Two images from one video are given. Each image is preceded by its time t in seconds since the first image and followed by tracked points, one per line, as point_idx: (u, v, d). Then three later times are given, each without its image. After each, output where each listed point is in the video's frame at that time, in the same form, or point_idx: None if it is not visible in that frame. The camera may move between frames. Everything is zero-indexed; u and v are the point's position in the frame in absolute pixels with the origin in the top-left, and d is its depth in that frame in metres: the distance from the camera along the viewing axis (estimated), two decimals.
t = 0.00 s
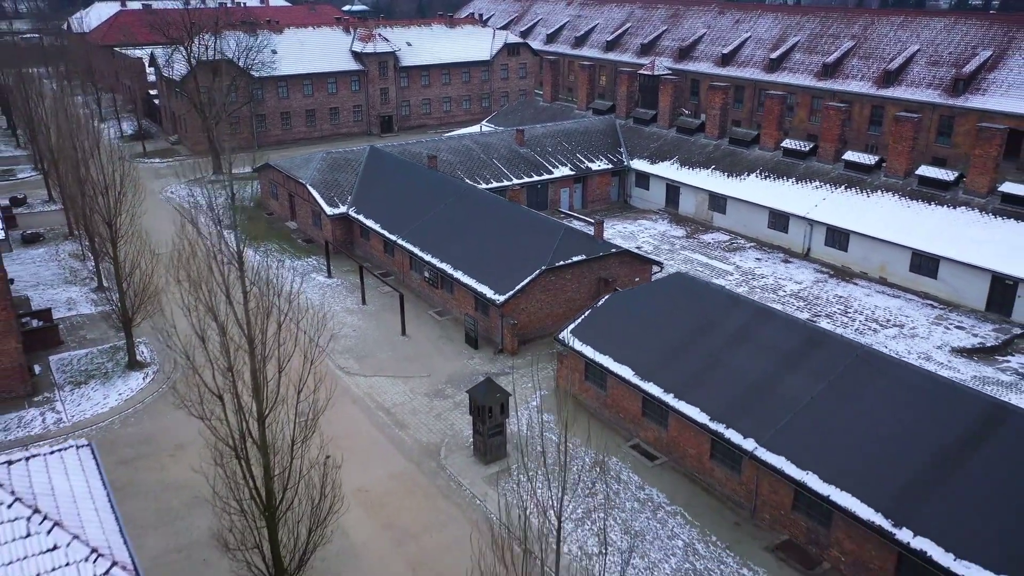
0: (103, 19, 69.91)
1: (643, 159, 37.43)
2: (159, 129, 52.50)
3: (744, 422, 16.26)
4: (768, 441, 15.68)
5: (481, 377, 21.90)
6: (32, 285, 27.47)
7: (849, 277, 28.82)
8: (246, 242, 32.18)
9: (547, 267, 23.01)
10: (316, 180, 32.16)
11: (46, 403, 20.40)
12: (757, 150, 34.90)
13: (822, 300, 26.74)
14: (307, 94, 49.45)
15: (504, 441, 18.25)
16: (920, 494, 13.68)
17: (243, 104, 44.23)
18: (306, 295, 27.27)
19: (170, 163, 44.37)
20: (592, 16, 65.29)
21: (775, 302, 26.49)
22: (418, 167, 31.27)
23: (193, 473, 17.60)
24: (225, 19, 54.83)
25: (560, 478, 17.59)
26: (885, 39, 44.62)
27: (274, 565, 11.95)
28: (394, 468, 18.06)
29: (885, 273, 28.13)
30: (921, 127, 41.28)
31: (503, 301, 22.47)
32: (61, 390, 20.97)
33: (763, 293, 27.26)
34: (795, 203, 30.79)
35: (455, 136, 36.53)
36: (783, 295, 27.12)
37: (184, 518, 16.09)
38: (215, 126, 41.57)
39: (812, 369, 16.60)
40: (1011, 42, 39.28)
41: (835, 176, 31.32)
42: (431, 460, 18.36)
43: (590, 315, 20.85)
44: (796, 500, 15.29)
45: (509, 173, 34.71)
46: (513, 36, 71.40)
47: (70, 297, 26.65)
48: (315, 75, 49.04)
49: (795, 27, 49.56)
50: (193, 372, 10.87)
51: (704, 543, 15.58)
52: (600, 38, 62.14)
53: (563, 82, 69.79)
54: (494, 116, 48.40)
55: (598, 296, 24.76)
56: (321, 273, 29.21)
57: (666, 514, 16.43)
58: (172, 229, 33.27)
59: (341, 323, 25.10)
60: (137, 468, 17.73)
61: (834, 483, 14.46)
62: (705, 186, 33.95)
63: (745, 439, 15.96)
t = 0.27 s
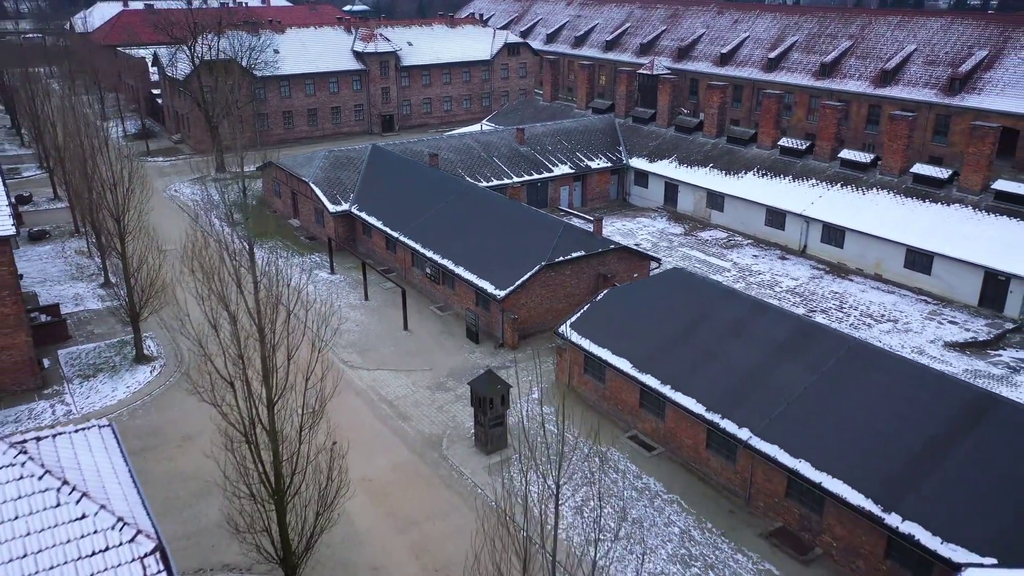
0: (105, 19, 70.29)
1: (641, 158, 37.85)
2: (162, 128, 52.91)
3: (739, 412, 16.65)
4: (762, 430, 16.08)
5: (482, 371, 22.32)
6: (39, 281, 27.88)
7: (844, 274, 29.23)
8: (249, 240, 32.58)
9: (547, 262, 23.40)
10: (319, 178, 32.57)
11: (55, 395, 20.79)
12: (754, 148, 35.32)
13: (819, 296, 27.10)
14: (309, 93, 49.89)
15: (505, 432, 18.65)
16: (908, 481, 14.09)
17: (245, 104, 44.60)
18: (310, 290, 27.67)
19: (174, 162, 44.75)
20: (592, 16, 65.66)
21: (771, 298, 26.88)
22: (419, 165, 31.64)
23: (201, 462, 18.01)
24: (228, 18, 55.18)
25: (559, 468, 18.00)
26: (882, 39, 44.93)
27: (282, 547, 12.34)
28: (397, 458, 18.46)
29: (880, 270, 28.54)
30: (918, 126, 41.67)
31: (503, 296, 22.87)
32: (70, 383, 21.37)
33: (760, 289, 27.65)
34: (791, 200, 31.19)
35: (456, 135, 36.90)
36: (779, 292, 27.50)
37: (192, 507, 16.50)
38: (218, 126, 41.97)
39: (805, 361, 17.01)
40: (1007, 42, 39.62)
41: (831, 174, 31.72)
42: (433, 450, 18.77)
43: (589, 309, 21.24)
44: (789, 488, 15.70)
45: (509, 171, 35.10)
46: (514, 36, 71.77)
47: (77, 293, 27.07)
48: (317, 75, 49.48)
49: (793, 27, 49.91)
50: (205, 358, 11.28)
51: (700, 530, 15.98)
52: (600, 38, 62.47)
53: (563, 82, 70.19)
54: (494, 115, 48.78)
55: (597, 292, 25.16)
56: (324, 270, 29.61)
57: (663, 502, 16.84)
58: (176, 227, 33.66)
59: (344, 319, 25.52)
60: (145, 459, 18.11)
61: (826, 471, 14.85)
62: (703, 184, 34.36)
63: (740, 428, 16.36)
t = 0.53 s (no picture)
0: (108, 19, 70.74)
1: (640, 156, 38.33)
2: (165, 127, 53.38)
3: (733, 401, 17.12)
4: (756, 419, 16.55)
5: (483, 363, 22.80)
6: (48, 277, 28.36)
7: (839, 270, 29.71)
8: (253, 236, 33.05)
9: (546, 258, 23.87)
10: (322, 176, 33.05)
11: (66, 387, 21.27)
12: (751, 147, 35.80)
13: (814, 291, 27.57)
14: (311, 93, 50.37)
15: (505, 422, 19.14)
16: (896, 466, 14.57)
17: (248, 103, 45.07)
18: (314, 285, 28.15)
19: (177, 160, 45.20)
20: (591, 16, 66.10)
21: (767, 294, 27.35)
22: (421, 163, 32.10)
23: (210, 451, 18.49)
24: (230, 18, 55.61)
25: (559, 457, 18.49)
26: (879, 39, 45.32)
27: (291, 528, 12.79)
28: (400, 447, 18.94)
29: (875, 266, 29.02)
30: (914, 126, 42.15)
31: (504, 291, 23.35)
32: (80, 375, 21.85)
33: (756, 285, 28.11)
34: (787, 198, 31.67)
35: (458, 133, 37.36)
36: (775, 287, 27.97)
37: (202, 493, 16.98)
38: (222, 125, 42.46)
39: (797, 352, 17.49)
40: (1002, 42, 40.06)
41: (827, 171, 32.21)
42: (436, 440, 19.24)
43: (588, 303, 21.72)
44: (782, 474, 16.18)
45: (510, 169, 35.56)
46: (514, 36, 72.21)
47: (85, 288, 27.55)
48: (319, 74, 49.96)
49: (791, 27, 50.33)
50: (219, 344, 11.76)
51: (695, 515, 16.46)
52: (600, 37, 62.90)
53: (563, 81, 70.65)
54: (495, 114, 49.23)
55: (595, 287, 25.65)
56: (327, 266, 30.10)
57: (659, 489, 17.31)
58: (181, 224, 34.13)
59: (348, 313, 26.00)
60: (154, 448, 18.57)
61: (817, 457, 15.32)
62: (700, 182, 34.83)
63: (734, 417, 16.83)
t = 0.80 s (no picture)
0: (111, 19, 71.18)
1: (639, 154, 38.79)
2: (169, 126, 53.85)
3: (728, 391, 17.57)
4: (750, 408, 17.01)
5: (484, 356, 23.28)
6: (56, 273, 28.83)
7: (835, 266, 30.17)
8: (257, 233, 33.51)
9: (546, 253, 24.33)
10: (325, 174, 33.51)
11: (75, 379, 21.73)
12: (748, 145, 36.27)
13: (810, 287, 28.03)
14: (313, 92, 50.84)
15: (506, 412, 19.61)
16: (884, 452, 15.04)
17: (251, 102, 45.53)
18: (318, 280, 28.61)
19: (181, 159, 45.64)
20: (591, 16, 66.56)
21: (764, 289, 27.81)
22: (423, 161, 32.55)
23: (218, 440, 18.95)
24: (233, 18, 56.03)
25: (558, 446, 18.95)
26: (876, 39, 45.72)
27: (299, 510, 13.20)
28: (403, 437, 19.41)
29: (869, 262, 29.49)
30: (910, 125, 42.62)
31: (505, 286, 23.80)
32: (89, 367, 22.32)
33: (753, 281, 28.58)
34: (784, 195, 32.13)
35: (459, 131, 37.80)
36: (771, 283, 28.44)
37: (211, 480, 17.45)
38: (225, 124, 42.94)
39: (791, 343, 17.95)
40: (997, 41, 40.48)
41: (823, 169, 32.67)
42: (438, 430, 19.71)
43: (586, 297, 22.16)
44: (774, 461, 16.65)
45: (510, 167, 36.01)
46: (514, 35, 72.67)
47: (92, 284, 28.03)
48: (322, 74, 50.46)
49: (789, 27, 50.76)
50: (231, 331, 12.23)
51: (690, 502, 16.92)
52: (600, 37, 63.35)
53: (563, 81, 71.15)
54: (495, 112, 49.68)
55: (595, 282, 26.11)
56: (330, 262, 30.57)
57: (656, 476, 17.78)
58: (187, 221, 34.60)
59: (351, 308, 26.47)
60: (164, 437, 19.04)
61: (809, 444, 15.78)
62: (698, 180, 35.30)
63: (729, 406, 17.29)
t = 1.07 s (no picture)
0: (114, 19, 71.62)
1: (638, 153, 39.20)
2: (172, 125, 54.25)
3: (724, 383, 17.97)
4: (745, 399, 17.42)
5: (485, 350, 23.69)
6: (62, 269, 29.24)
7: (831, 262, 30.58)
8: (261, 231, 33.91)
9: (546, 249, 24.75)
10: (328, 172, 33.91)
11: (84, 372, 22.13)
12: (746, 143, 36.67)
13: (806, 283, 28.43)
14: (315, 91, 51.25)
15: (507, 404, 20.02)
16: (875, 441, 15.44)
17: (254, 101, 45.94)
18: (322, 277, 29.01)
19: (184, 158, 46.05)
20: (591, 16, 66.95)
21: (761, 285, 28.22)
22: (424, 159, 32.95)
23: (225, 431, 19.35)
24: (235, 18, 56.41)
25: (558, 437, 19.36)
26: (873, 38, 46.10)
27: (306, 496, 13.59)
28: (406, 428, 19.82)
29: (865, 259, 29.90)
30: (907, 124, 42.99)
31: (505, 281, 24.22)
32: (97, 361, 22.72)
33: (750, 277, 28.98)
34: (781, 193, 32.54)
35: (459, 130, 38.20)
36: (768, 279, 28.84)
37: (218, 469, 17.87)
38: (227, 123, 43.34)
39: (785, 336, 18.37)
40: (993, 41, 40.86)
41: (820, 168, 33.09)
42: (440, 421, 20.11)
43: (585, 292, 22.57)
44: (769, 451, 17.06)
45: (511, 165, 36.38)
46: (514, 35, 73.08)
47: (99, 280, 28.44)
48: (324, 74, 50.89)
49: (787, 27, 51.14)
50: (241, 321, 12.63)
51: (687, 490, 17.33)
52: (599, 37, 63.74)
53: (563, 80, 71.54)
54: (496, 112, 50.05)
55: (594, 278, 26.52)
56: (333, 259, 30.98)
57: (653, 466, 18.19)
58: (191, 218, 35.00)
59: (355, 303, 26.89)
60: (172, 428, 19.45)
61: (802, 434, 16.19)
62: (697, 178, 35.70)
63: (724, 397, 17.69)
